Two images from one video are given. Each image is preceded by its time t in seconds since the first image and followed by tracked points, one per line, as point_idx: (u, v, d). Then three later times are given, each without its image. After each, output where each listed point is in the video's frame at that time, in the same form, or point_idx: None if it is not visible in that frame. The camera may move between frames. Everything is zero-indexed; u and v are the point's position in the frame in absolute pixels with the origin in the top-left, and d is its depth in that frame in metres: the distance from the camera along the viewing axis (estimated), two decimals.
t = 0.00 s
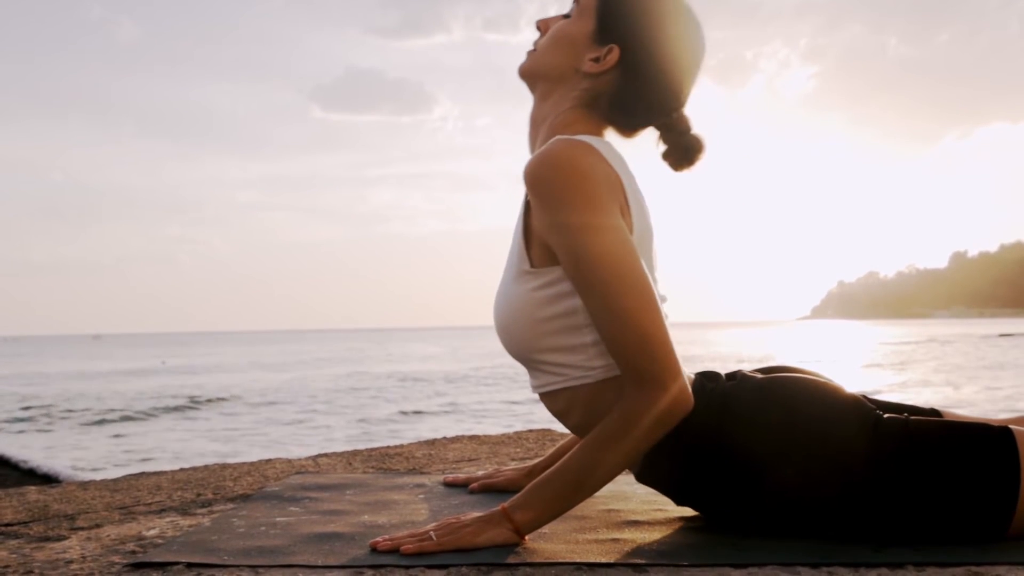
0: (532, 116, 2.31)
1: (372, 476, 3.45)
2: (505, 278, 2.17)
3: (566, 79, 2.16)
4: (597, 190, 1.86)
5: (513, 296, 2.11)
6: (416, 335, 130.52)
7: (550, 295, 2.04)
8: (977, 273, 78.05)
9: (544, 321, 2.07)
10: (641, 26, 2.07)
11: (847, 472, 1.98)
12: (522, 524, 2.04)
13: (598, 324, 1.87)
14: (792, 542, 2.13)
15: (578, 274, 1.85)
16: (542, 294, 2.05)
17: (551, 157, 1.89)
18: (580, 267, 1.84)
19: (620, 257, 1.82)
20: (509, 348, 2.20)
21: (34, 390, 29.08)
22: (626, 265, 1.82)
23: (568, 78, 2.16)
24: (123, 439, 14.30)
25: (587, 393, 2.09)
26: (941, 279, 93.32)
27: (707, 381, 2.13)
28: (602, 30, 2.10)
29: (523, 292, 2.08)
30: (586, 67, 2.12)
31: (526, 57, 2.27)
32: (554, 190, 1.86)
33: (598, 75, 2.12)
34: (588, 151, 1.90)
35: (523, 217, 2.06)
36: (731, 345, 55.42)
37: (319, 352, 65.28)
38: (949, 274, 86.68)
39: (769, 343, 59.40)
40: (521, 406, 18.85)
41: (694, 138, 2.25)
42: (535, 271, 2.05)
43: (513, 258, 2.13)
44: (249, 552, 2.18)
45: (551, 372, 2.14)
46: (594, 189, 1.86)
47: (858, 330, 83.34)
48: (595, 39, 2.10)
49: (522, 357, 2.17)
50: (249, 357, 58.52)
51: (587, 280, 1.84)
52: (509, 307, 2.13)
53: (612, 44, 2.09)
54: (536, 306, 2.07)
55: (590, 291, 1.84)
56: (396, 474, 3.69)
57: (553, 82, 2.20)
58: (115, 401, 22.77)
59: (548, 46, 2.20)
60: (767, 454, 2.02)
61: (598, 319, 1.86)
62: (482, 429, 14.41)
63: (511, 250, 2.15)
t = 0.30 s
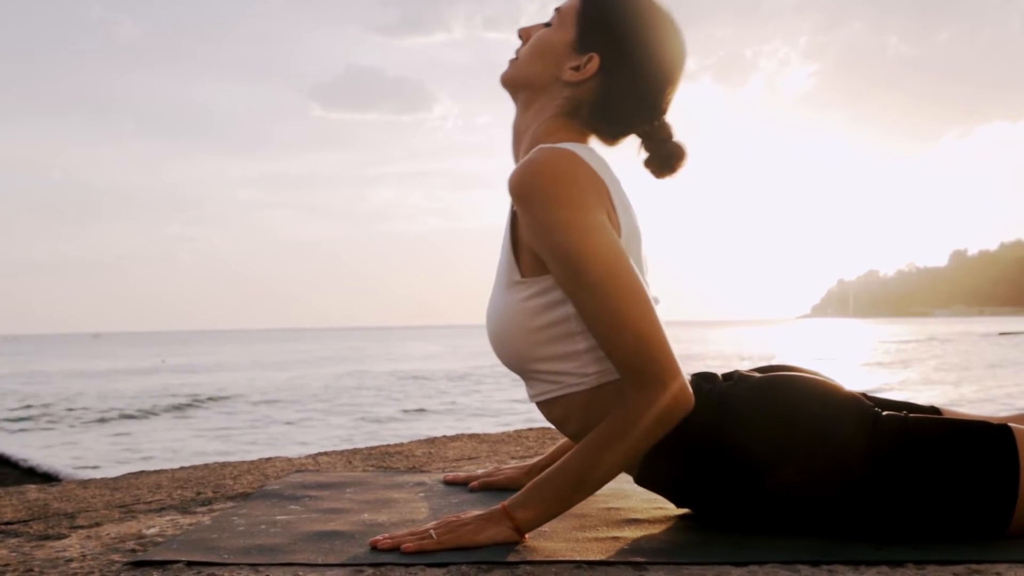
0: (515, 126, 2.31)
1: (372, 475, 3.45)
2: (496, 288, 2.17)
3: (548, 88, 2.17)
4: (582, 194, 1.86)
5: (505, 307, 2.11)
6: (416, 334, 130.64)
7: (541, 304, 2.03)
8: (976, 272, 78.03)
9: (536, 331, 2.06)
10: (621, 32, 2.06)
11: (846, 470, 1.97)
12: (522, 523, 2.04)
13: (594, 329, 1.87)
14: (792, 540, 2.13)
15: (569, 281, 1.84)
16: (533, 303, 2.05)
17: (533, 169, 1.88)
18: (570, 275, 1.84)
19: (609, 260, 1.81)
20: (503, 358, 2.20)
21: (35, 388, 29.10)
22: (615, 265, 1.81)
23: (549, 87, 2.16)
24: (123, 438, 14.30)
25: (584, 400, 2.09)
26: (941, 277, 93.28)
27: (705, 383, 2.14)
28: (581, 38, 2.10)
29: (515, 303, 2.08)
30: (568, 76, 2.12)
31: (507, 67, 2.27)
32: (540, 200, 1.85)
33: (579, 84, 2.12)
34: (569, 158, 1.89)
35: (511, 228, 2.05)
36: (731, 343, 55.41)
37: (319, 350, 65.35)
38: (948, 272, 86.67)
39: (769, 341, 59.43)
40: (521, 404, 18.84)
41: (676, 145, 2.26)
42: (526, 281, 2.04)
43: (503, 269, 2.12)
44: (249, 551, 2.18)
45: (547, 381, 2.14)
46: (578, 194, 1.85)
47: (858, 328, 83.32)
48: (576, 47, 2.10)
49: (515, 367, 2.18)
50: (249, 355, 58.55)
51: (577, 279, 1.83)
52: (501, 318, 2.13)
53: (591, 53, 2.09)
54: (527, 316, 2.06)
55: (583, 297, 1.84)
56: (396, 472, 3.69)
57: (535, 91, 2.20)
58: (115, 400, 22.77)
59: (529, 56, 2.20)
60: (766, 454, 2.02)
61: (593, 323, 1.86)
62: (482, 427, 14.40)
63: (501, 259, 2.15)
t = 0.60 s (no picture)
0: (497, 137, 2.31)
1: (373, 473, 3.44)
2: (487, 298, 2.17)
3: (527, 99, 2.17)
4: (567, 201, 1.85)
5: (496, 320, 2.11)
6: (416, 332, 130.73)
7: (531, 315, 2.03)
8: (977, 270, 78.03)
9: (528, 341, 2.06)
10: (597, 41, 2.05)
11: (845, 469, 1.97)
12: (523, 520, 2.04)
13: (587, 336, 1.87)
14: (792, 538, 2.13)
15: (560, 291, 1.85)
16: (523, 313, 2.04)
17: (516, 184, 1.88)
18: (559, 285, 1.84)
19: (598, 264, 1.81)
20: (497, 370, 2.20)
21: (36, 387, 29.10)
22: (604, 270, 1.81)
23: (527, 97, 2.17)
24: (124, 437, 14.31)
25: (579, 408, 2.10)
26: (942, 276, 93.24)
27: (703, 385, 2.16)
28: (556, 48, 2.10)
29: (506, 315, 2.08)
30: (545, 86, 2.12)
31: (486, 79, 2.27)
32: (526, 213, 1.85)
33: (558, 93, 2.12)
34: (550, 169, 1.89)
35: (499, 243, 2.04)
36: (732, 342, 55.46)
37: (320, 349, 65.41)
38: (949, 271, 86.66)
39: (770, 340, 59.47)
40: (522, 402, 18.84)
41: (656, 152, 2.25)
42: (516, 293, 2.04)
43: (492, 282, 2.12)
44: (248, 549, 2.18)
45: (543, 392, 2.15)
46: (562, 203, 1.85)
47: (859, 327, 83.30)
48: (552, 57, 2.10)
49: (508, 379, 2.18)
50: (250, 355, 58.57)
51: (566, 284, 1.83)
52: (492, 331, 2.13)
53: (567, 62, 2.08)
54: (518, 328, 2.06)
55: (573, 305, 1.84)
56: (396, 471, 3.68)
57: (514, 101, 2.20)
58: (116, 398, 22.78)
59: (508, 66, 2.20)
60: (765, 453, 2.02)
61: (587, 330, 1.86)
62: (483, 426, 14.40)
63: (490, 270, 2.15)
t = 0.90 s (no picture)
0: (482, 148, 2.31)
1: (374, 473, 3.44)
2: (480, 308, 2.16)
3: (510, 110, 2.17)
4: (555, 209, 1.85)
5: (490, 331, 2.10)
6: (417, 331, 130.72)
7: (524, 325, 2.03)
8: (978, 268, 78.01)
9: (522, 351, 2.06)
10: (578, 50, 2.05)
11: (845, 469, 1.97)
12: (523, 520, 2.04)
13: (583, 341, 1.87)
14: (794, 538, 2.13)
15: (554, 298, 1.84)
16: (516, 323, 2.04)
17: (502, 197, 1.86)
18: (553, 292, 1.84)
19: (590, 269, 1.81)
20: (493, 382, 2.20)
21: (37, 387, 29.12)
22: (596, 274, 1.81)
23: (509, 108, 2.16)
24: (125, 436, 14.31)
25: (576, 416, 2.10)
26: (943, 275, 93.21)
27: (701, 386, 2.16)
28: (537, 58, 2.10)
29: (500, 326, 2.07)
30: (526, 97, 2.12)
31: (469, 90, 2.27)
32: (516, 225, 1.84)
33: (540, 104, 2.12)
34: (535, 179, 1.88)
35: (490, 255, 2.03)
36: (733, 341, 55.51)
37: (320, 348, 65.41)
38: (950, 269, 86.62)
39: (771, 338, 59.53)
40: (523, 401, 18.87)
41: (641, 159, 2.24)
42: (508, 304, 2.04)
43: (485, 293, 2.12)
44: (249, 549, 2.18)
45: (539, 402, 2.15)
46: (551, 211, 1.84)
47: (859, 325, 83.29)
48: (534, 68, 2.10)
49: (504, 390, 2.18)
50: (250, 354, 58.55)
51: (560, 289, 1.82)
52: (486, 342, 2.12)
53: (548, 72, 2.08)
54: (512, 338, 2.06)
55: (568, 311, 1.84)
56: (397, 470, 3.68)
57: (497, 113, 2.20)
58: (117, 398, 22.78)
59: (490, 77, 2.20)
60: (764, 453, 2.02)
61: (583, 335, 1.86)
62: (484, 426, 14.40)
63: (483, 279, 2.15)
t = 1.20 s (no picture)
0: (466, 163, 2.30)
1: (374, 473, 3.43)
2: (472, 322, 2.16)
3: (491, 125, 2.17)
4: (540, 220, 1.85)
5: (483, 346, 2.10)
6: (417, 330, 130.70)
7: (516, 337, 2.03)
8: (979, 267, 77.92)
9: (516, 364, 2.06)
10: (557, 64, 2.06)
11: (845, 469, 1.97)
12: (523, 519, 2.04)
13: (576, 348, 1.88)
14: (794, 537, 2.13)
15: (544, 307, 1.85)
16: (508, 336, 2.04)
17: (486, 214, 1.86)
18: (545, 302, 1.84)
19: (578, 276, 1.81)
20: (488, 395, 2.21)
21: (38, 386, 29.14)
22: (586, 280, 1.82)
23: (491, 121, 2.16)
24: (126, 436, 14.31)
25: (573, 424, 2.11)
26: (943, 273, 93.14)
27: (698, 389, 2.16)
28: (517, 72, 2.10)
29: (493, 340, 2.07)
30: (507, 110, 2.13)
31: (450, 106, 2.27)
32: (503, 240, 1.84)
33: (520, 118, 2.12)
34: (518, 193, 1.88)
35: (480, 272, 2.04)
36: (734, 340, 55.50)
37: (321, 348, 65.38)
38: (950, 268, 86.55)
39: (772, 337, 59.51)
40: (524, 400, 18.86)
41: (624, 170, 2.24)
42: (499, 318, 2.04)
43: (476, 307, 2.11)
44: (250, 548, 2.18)
45: (535, 414, 2.15)
46: (536, 222, 1.84)
47: (860, 323, 83.24)
48: (514, 82, 2.11)
49: (500, 404, 2.19)
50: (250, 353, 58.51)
51: (550, 295, 1.82)
52: (480, 357, 2.12)
53: (527, 86, 2.09)
54: (506, 350, 2.06)
55: (558, 319, 1.84)
56: (397, 469, 3.68)
57: (479, 127, 2.20)
58: (118, 397, 22.77)
59: (470, 92, 2.20)
60: (763, 453, 2.02)
61: (575, 343, 1.86)
62: (484, 425, 14.39)
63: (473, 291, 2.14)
